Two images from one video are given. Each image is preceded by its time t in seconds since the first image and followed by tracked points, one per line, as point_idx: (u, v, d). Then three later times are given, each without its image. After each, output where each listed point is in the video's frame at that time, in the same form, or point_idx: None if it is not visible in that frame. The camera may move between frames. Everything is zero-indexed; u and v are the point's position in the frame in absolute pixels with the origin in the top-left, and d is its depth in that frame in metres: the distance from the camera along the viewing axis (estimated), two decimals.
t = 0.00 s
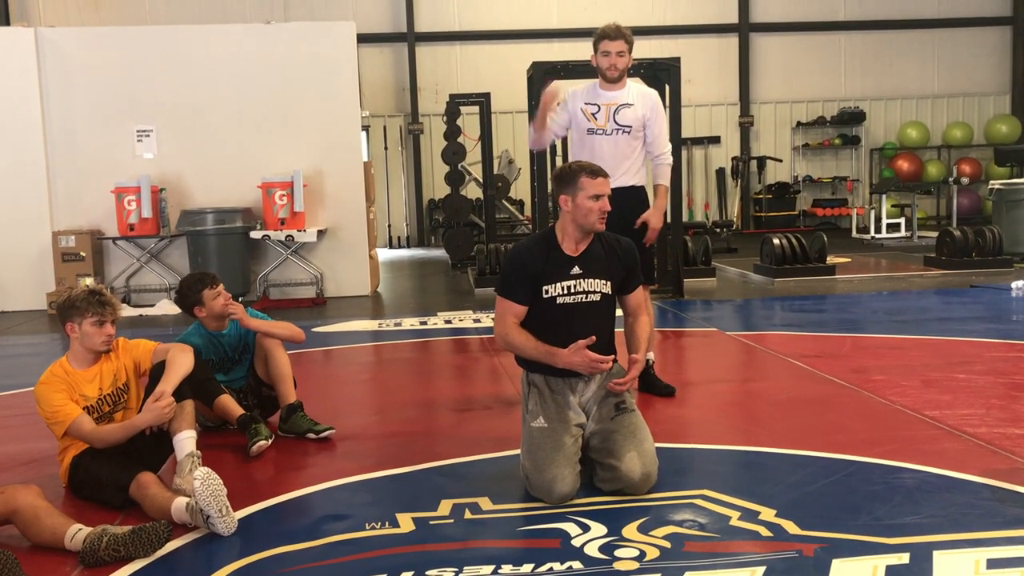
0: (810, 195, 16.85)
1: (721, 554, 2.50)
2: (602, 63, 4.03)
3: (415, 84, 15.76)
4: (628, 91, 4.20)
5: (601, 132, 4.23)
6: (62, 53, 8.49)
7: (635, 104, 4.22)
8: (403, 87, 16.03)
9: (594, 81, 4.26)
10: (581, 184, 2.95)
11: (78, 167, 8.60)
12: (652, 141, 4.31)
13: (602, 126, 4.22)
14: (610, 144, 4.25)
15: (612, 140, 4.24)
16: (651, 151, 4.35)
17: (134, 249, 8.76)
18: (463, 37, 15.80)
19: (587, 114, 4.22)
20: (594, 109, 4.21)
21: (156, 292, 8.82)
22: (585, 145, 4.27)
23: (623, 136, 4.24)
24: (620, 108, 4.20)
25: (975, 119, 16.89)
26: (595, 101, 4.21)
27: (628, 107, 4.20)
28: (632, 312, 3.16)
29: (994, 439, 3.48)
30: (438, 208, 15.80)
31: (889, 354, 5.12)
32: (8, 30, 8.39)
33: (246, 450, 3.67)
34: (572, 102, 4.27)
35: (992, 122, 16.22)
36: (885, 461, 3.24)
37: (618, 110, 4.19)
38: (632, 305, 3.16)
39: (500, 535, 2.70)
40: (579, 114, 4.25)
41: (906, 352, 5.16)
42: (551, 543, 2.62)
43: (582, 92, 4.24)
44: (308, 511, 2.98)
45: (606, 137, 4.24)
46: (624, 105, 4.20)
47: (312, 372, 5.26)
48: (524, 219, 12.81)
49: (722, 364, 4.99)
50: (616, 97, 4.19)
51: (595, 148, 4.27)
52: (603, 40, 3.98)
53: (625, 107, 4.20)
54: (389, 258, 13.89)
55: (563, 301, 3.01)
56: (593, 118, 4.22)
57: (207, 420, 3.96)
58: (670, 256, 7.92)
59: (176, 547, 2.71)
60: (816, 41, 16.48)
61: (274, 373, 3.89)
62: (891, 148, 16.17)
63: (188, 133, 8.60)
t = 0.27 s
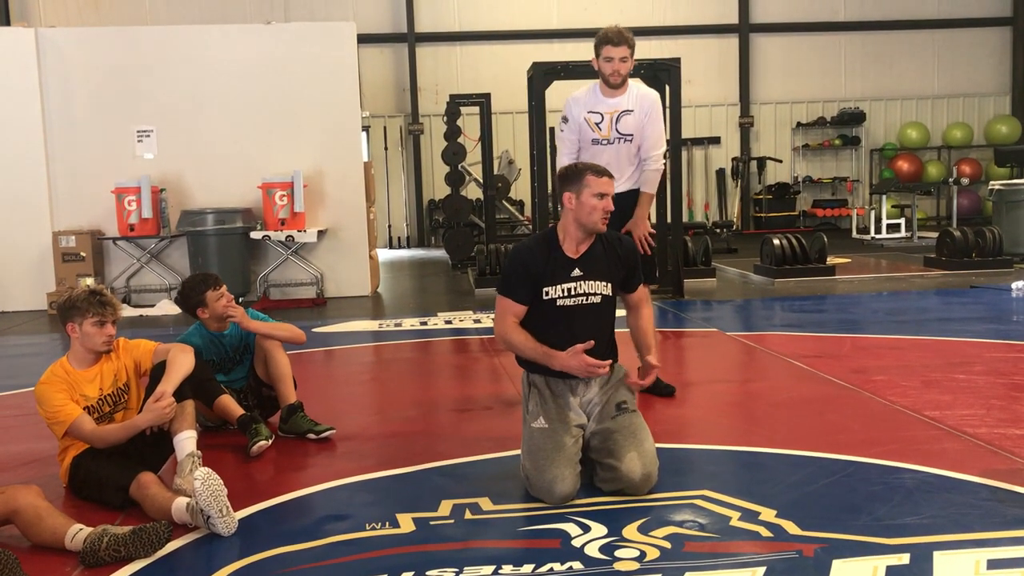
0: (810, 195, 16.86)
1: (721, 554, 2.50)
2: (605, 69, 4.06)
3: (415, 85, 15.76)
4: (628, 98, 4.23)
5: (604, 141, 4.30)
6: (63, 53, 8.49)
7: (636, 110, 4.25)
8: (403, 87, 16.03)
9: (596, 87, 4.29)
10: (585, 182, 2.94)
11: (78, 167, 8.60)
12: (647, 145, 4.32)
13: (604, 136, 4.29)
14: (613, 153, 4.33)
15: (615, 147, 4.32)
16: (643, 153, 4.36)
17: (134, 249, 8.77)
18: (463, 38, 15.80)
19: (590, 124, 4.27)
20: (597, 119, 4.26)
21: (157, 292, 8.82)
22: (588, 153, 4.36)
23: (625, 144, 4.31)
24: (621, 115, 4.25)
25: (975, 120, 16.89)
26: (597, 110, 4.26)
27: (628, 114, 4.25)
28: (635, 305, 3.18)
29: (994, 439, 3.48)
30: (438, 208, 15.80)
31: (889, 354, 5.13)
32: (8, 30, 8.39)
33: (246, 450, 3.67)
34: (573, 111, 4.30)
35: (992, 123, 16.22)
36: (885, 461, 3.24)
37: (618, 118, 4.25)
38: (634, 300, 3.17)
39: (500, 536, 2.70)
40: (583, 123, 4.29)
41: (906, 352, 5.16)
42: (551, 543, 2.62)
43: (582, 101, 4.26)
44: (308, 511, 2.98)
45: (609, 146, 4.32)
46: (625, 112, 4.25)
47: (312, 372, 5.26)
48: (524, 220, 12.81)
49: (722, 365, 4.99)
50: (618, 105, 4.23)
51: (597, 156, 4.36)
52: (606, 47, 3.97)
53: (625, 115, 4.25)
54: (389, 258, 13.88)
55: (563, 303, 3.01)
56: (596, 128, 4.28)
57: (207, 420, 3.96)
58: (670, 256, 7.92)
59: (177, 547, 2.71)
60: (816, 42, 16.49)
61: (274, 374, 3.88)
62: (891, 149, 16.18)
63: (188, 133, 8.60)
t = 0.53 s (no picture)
0: (810, 195, 16.85)
1: (721, 554, 2.49)
2: (600, 95, 4.01)
3: (415, 85, 15.76)
4: (624, 118, 4.28)
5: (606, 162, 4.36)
6: (63, 52, 8.49)
7: (631, 129, 4.31)
8: (403, 87, 16.02)
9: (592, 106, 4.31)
10: (586, 176, 2.93)
11: (79, 167, 8.59)
12: (640, 161, 4.37)
13: (605, 157, 4.35)
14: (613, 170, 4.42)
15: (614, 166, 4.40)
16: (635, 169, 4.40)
17: (133, 249, 8.76)
18: (463, 37, 15.79)
19: (592, 146, 4.35)
20: (597, 141, 4.32)
21: (156, 292, 8.82)
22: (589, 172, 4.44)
23: (623, 161, 4.39)
24: (618, 135, 4.31)
25: (975, 119, 16.89)
26: (596, 131, 4.32)
27: (625, 133, 4.31)
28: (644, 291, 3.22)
29: (993, 439, 3.48)
30: (438, 208, 15.80)
31: (889, 354, 5.12)
32: (8, 29, 8.39)
33: (246, 449, 3.66)
34: (573, 134, 4.38)
35: (992, 123, 16.22)
36: (885, 461, 3.24)
37: (615, 138, 4.31)
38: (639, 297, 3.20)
39: (499, 536, 2.69)
40: (584, 145, 4.37)
41: (906, 352, 5.16)
42: (551, 543, 2.62)
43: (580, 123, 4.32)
44: (308, 511, 2.98)
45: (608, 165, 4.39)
46: (622, 132, 4.31)
47: (312, 371, 5.26)
48: (524, 219, 12.82)
49: (721, 365, 4.98)
50: (615, 125, 4.28)
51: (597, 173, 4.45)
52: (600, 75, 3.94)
53: (622, 134, 4.31)
54: (389, 258, 13.86)
55: (564, 304, 2.98)
56: (597, 149, 4.35)
57: (206, 420, 3.95)
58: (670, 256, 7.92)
59: (176, 547, 2.71)
60: (816, 41, 16.48)
61: (274, 373, 3.88)
62: (890, 148, 16.18)
63: (188, 133, 8.59)
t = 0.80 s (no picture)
0: (809, 194, 16.85)
1: (721, 554, 2.49)
2: (597, 132, 3.97)
3: (415, 84, 15.76)
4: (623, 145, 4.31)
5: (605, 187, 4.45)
6: (62, 51, 8.48)
7: (629, 155, 4.36)
8: (403, 86, 16.02)
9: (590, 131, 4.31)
10: (595, 178, 2.88)
11: (78, 165, 8.59)
12: (637, 184, 4.45)
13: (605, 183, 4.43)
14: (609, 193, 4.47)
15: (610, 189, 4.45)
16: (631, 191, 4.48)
17: (133, 248, 8.76)
18: (463, 36, 15.78)
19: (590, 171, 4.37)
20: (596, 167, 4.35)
21: (156, 291, 8.82)
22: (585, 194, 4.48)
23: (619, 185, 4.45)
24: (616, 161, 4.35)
25: (975, 119, 16.88)
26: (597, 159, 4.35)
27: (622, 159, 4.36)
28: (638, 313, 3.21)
29: (993, 439, 3.48)
30: (438, 207, 15.80)
31: (889, 354, 5.12)
32: (7, 28, 8.39)
33: (245, 448, 3.66)
34: (573, 157, 4.39)
35: (992, 123, 16.22)
36: (885, 460, 3.24)
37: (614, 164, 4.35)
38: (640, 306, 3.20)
39: (499, 536, 2.69)
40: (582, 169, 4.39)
41: (906, 352, 5.15)
42: (550, 542, 2.62)
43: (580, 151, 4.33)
44: (308, 510, 2.98)
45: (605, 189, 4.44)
46: (620, 158, 4.35)
47: (311, 371, 5.26)
48: (523, 219, 12.82)
49: (721, 364, 4.98)
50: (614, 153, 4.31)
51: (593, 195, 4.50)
52: (596, 114, 3.92)
53: (619, 160, 4.36)
54: (388, 257, 13.86)
55: (582, 312, 2.98)
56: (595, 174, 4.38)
57: (206, 419, 3.96)
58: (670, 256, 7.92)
59: (175, 547, 2.70)
60: (816, 41, 16.48)
61: (274, 372, 3.88)
62: (890, 148, 16.18)
63: (188, 131, 8.59)
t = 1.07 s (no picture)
0: (808, 194, 16.86)
1: (720, 553, 2.50)
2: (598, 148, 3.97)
3: (414, 83, 15.75)
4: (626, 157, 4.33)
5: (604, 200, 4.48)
6: (60, 49, 8.47)
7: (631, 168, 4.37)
8: (402, 85, 16.01)
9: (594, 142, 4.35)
10: (623, 159, 2.73)
11: (76, 163, 8.58)
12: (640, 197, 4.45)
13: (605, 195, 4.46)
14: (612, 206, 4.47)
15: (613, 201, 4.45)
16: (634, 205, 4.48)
17: (131, 247, 8.76)
18: (461, 35, 15.78)
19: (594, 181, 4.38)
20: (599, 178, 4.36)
21: (154, 289, 8.81)
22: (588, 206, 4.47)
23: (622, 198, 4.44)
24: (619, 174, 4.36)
25: (974, 119, 16.88)
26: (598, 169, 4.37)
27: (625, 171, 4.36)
28: (677, 293, 3.09)
29: (992, 439, 3.48)
30: (436, 206, 15.81)
31: (888, 354, 5.12)
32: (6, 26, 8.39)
33: (244, 448, 3.66)
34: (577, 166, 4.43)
35: (990, 123, 16.24)
36: (883, 460, 3.24)
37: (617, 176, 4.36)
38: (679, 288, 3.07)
39: (498, 535, 2.69)
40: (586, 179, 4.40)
41: (904, 352, 5.15)
42: (549, 542, 2.62)
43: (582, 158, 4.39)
44: (307, 509, 2.98)
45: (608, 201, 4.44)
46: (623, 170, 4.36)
47: (310, 370, 5.26)
48: (522, 219, 12.82)
49: (719, 364, 4.98)
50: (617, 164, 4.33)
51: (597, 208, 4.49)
52: (598, 130, 3.93)
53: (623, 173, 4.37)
54: (387, 256, 13.86)
55: (614, 298, 2.84)
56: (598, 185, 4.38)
57: (204, 418, 3.95)
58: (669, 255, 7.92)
59: (174, 545, 2.70)
60: (815, 41, 16.49)
61: (273, 372, 3.88)
62: (888, 148, 16.19)
63: (187, 130, 8.58)
